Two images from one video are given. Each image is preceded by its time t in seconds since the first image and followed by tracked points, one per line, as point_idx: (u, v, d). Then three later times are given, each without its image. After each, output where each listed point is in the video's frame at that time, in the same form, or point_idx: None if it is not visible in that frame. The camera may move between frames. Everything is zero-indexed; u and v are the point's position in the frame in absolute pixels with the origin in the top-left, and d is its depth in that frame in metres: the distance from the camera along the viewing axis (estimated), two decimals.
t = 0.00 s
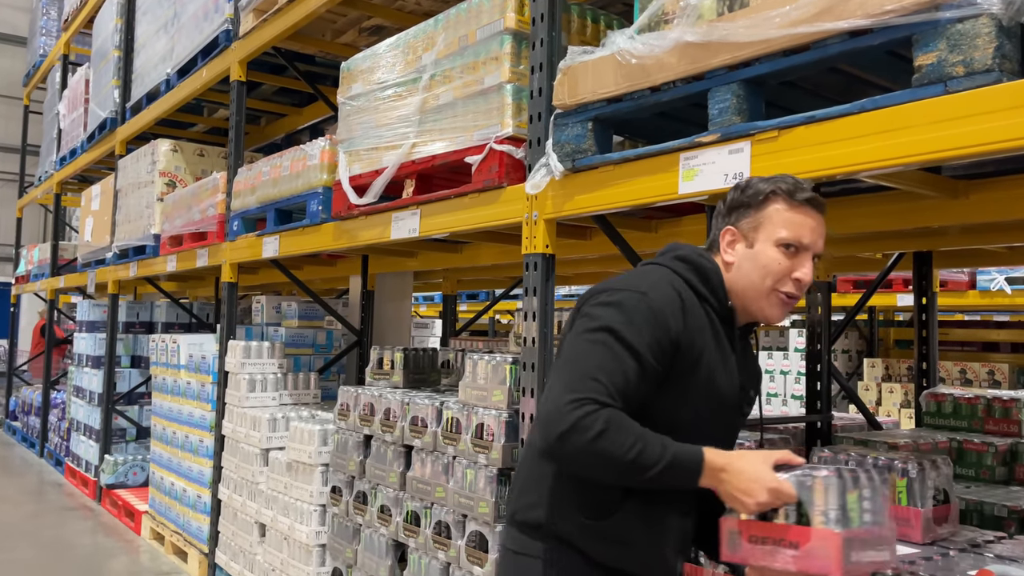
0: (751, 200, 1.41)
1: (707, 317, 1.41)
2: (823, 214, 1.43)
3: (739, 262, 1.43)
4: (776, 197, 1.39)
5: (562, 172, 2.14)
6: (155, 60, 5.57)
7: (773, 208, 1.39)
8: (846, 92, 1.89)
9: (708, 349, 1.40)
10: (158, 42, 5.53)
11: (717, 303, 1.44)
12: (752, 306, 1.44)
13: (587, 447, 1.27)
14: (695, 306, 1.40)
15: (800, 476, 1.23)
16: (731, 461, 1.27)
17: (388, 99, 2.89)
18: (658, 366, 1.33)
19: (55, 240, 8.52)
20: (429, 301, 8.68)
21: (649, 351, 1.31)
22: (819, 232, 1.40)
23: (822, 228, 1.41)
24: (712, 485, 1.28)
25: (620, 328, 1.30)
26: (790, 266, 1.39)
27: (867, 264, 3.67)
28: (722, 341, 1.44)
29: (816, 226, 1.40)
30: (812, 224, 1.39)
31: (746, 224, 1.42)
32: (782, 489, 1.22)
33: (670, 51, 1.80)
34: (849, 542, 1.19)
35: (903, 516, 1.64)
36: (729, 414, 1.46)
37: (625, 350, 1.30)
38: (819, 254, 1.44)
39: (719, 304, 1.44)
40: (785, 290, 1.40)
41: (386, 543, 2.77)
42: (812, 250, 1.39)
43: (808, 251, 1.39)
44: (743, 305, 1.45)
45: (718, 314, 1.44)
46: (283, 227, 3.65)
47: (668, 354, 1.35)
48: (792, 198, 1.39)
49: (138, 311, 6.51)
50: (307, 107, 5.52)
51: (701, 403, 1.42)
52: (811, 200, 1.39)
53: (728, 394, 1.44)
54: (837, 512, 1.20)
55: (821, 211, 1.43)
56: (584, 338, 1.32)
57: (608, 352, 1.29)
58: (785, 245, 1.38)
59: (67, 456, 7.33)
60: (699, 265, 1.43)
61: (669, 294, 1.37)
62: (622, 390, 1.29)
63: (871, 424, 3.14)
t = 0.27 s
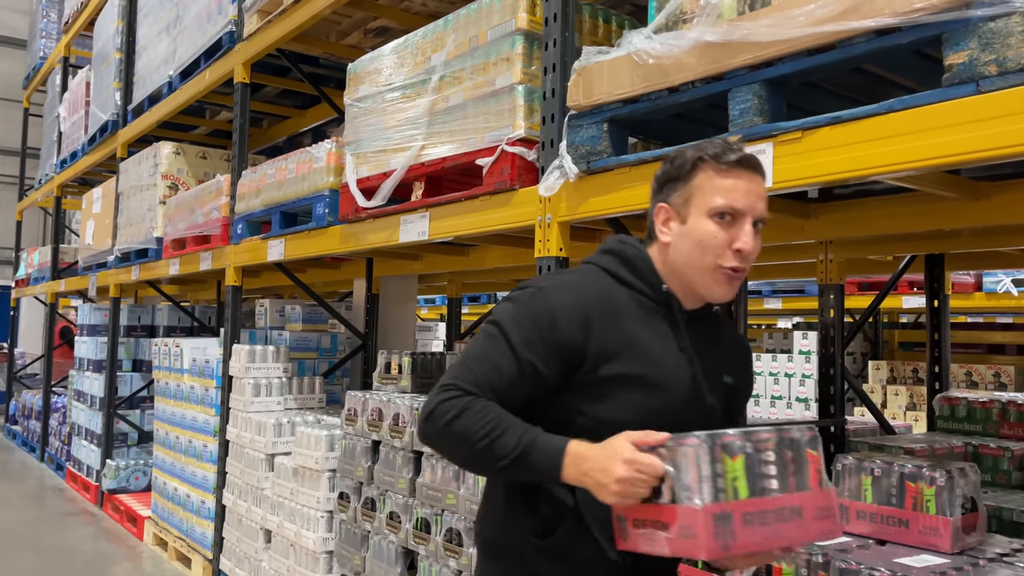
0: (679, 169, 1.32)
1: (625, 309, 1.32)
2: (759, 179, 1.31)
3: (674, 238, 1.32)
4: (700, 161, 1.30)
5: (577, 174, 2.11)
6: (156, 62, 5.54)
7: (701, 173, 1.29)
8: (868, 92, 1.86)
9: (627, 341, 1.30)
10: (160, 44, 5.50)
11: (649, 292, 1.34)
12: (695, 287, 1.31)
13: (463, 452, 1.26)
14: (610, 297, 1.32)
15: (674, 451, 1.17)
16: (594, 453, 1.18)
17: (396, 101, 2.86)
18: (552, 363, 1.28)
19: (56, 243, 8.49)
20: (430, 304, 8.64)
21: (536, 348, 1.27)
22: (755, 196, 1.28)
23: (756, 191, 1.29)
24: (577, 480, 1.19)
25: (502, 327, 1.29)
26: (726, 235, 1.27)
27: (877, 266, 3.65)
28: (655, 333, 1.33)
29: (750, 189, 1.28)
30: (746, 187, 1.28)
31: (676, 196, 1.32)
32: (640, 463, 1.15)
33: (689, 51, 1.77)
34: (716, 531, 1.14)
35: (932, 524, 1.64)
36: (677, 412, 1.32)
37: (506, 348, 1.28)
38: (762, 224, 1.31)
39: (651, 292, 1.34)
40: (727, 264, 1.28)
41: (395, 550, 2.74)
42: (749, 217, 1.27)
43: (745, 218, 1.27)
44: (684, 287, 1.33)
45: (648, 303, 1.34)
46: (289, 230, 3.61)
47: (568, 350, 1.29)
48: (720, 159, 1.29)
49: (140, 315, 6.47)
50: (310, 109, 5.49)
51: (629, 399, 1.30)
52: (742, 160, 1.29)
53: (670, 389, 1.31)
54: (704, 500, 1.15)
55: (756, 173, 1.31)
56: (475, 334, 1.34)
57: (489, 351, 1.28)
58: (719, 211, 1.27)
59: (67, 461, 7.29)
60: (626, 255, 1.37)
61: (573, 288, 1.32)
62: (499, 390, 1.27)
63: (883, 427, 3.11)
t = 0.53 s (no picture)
0: (568, 134, 1.31)
1: (518, 303, 1.31)
2: (651, 132, 1.28)
3: (572, 208, 1.30)
4: (586, 121, 1.28)
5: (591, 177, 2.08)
6: (161, 66, 5.52)
7: (587, 133, 1.28)
8: (889, 94, 1.83)
9: (519, 336, 1.29)
10: (164, 49, 5.48)
11: (546, 280, 1.33)
12: (596, 258, 1.28)
13: (376, 478, 1.30)
14: (503, 295, 1.32)
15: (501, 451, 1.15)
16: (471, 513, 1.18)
17: (405, 104, 2.83)
18: (445, 373, 1.29)
19: (59, 248, 8.47)
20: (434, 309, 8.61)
21: (429, 362, 1.30)
22: (645, 151, 1.25)
23: (646, 146, 1.26)
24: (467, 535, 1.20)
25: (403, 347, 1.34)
26: (619, 196, 1.24)
27: (890, 270, 3.62)
28: (552, 325, 1.30)
29: (639, 145, 1.26)
30: (635, 143, 1.25)
31: (568, 163, 1.31)
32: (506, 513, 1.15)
33: (708, 52, 1.74)
34: (541, 538, 1.08)
35: (961, 534, 1.64)
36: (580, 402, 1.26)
37: (404, 367, 1.32)
38: (661, 182, 1.28)
39: (548, 280, 1.33)
40: (624, 227, 1.24)
41: (405, 558, 2.70)
42: (641, 174, 1.25)
43: (637, 175, 1.25)
44: (586, 259, 1.31)
45: (544, 294, 1.33)
46: (295, 235, 3.58)
47: (458, 356, 1.29)
48: (605, 115, 1.27)
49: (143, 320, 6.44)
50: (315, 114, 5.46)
51: (526, 394, 1.26)
52: (627, 114, 1.26)
53: (571, 380, 1.27)
54: (529, 505, 1.10)
55: (645, 126, 1.28)
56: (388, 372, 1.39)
57: (395, 374, 1.34)
58: (609, 171, 1.24)
59: (71, 467, 7.25)
60: (523, 248, 1.37)
61: (466, 293, 1.33)
62: (400, 410, 1.31)
63: (898, 433, 3.07)
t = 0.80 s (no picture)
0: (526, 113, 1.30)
1: (472, 307, 1.32)
2: (606, 111, 1.25)
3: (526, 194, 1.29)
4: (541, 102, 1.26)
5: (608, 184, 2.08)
6: (171, 74, 5.54)
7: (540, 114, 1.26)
8: (909, 99, 1.82)
9: (474, 341, 1.29)
10: (174, 57, 5.50)
11: (504, 281, 1.34)
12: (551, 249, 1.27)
13: (357, 489, 1.37)
14: (458, 303, 1.33)
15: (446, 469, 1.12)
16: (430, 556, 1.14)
17: (417, 112, 2.84)
18: (408, 385, 1.32)
19: (68, 255, 8.49)
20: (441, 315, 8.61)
21: (393, 376, 1.34)
22: (600, 133, 1.22)
23: (602, 128, 1.23)
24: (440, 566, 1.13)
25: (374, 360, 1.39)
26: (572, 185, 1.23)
27: (905, 277, 3.60)
28: (506, 327, 1.30)
29: (594, 128, 1.23)
30: (590, 126, 1.23)
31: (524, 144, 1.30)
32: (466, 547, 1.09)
33: (727, 58, 1.73)
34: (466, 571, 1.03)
35: (986, 544, 1.68)
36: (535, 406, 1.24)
37: (375, 385, 1.38)
38: (619, 165, 1.25)
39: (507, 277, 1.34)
40: (578, 218, 1.22)
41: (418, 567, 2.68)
42: (596, 160, 1.22)
43: (591, 163, 1.22)
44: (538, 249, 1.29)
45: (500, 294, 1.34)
46: (307, 243, 3.58)
47: (417, 366, 1.31)
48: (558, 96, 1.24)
49: (152, 328, 6.45)
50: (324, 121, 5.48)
51: (482, 400, 1.26)
52: (580, 91, 1.23)
53: (526, 384, 1.25)
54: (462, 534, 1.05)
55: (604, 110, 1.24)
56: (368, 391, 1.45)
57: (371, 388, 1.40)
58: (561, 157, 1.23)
59: (79, 474, 7.26)
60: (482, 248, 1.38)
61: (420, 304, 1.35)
62: (377, 421, 1.37)
63: (914, 441, 3.05)
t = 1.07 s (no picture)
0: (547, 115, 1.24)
1: (482, 323, 1.33)
2: (648, 113, 1.18)
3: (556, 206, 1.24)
4: (570, 104, 1.20)
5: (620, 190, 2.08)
6: (179, 83, 5.57)
7: (568, 117, 1.20)
8: (923, 105, 1.81)
9: (483, 357, 1.30)
10: (183, 65, 5.53)
11: (518, 294, 1.34)
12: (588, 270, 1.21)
13: (341, 518, 1.37)
14: (469, 320, 1.33)
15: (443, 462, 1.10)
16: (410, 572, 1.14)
17: (426, 119, 2.84)
18: (414, 403, 1.33)
19: (76, 263, 8.53)
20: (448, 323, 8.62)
21: (399, 394, 1.35)
22: (642, 139, 1.16)
23: (644, 133, 1.17)
24: None
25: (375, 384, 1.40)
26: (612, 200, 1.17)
27: (916, 283, 3.58)
28: (518, 348, 1.30)
29: (635, 133, 1.17)
30: (632, 134, 1.16)
31: (549, 147, 1.24)
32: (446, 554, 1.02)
33: (739, 65, 1.73)
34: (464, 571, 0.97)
35: (1005, 552, 1.66)
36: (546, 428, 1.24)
37: (377, 406, 1.38)
38: (662, 176, 1.19)
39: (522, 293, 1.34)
40: (618, 241, 1.17)
41: None
42: (639, 172, 1.16)
43: (633, 176, 1.16)
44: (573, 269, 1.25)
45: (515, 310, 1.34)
46: (316, 250, 3.59)
47: (424, 385, 1.32)
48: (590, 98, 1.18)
49: (160, 335, 6.46)
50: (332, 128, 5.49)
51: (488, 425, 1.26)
52: (618, 91, 1.17)
53: (533, 400, 1.25)
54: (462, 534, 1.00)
55: (644, 109, 1.18)
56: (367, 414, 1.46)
57: (369, 411, 1.40)
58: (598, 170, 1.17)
59: (87, 482, 7.27)
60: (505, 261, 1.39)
61: (428, 318, 1.36)
62: (374, 447, 1.38)
63: (927, 449, 3.03)
